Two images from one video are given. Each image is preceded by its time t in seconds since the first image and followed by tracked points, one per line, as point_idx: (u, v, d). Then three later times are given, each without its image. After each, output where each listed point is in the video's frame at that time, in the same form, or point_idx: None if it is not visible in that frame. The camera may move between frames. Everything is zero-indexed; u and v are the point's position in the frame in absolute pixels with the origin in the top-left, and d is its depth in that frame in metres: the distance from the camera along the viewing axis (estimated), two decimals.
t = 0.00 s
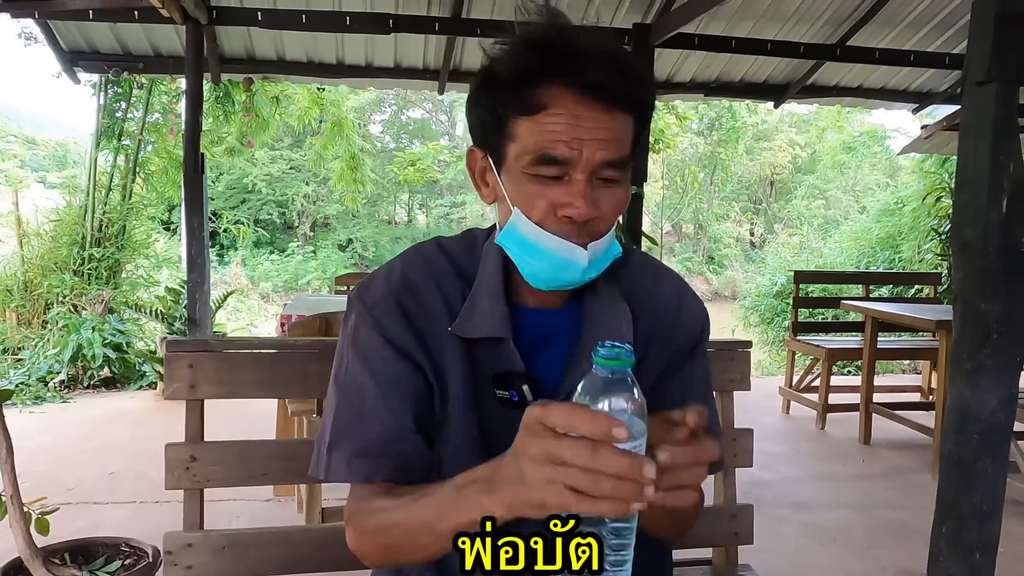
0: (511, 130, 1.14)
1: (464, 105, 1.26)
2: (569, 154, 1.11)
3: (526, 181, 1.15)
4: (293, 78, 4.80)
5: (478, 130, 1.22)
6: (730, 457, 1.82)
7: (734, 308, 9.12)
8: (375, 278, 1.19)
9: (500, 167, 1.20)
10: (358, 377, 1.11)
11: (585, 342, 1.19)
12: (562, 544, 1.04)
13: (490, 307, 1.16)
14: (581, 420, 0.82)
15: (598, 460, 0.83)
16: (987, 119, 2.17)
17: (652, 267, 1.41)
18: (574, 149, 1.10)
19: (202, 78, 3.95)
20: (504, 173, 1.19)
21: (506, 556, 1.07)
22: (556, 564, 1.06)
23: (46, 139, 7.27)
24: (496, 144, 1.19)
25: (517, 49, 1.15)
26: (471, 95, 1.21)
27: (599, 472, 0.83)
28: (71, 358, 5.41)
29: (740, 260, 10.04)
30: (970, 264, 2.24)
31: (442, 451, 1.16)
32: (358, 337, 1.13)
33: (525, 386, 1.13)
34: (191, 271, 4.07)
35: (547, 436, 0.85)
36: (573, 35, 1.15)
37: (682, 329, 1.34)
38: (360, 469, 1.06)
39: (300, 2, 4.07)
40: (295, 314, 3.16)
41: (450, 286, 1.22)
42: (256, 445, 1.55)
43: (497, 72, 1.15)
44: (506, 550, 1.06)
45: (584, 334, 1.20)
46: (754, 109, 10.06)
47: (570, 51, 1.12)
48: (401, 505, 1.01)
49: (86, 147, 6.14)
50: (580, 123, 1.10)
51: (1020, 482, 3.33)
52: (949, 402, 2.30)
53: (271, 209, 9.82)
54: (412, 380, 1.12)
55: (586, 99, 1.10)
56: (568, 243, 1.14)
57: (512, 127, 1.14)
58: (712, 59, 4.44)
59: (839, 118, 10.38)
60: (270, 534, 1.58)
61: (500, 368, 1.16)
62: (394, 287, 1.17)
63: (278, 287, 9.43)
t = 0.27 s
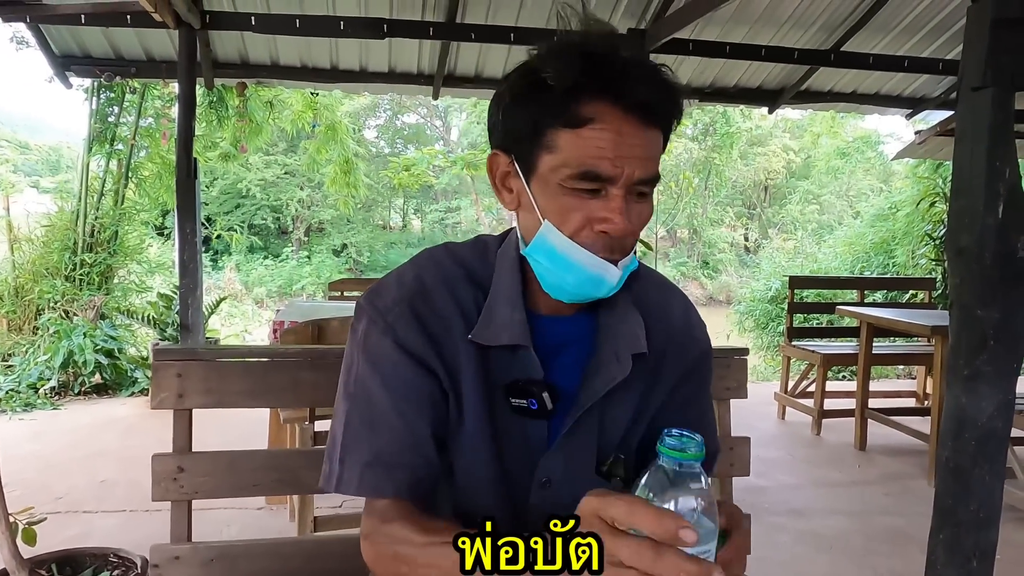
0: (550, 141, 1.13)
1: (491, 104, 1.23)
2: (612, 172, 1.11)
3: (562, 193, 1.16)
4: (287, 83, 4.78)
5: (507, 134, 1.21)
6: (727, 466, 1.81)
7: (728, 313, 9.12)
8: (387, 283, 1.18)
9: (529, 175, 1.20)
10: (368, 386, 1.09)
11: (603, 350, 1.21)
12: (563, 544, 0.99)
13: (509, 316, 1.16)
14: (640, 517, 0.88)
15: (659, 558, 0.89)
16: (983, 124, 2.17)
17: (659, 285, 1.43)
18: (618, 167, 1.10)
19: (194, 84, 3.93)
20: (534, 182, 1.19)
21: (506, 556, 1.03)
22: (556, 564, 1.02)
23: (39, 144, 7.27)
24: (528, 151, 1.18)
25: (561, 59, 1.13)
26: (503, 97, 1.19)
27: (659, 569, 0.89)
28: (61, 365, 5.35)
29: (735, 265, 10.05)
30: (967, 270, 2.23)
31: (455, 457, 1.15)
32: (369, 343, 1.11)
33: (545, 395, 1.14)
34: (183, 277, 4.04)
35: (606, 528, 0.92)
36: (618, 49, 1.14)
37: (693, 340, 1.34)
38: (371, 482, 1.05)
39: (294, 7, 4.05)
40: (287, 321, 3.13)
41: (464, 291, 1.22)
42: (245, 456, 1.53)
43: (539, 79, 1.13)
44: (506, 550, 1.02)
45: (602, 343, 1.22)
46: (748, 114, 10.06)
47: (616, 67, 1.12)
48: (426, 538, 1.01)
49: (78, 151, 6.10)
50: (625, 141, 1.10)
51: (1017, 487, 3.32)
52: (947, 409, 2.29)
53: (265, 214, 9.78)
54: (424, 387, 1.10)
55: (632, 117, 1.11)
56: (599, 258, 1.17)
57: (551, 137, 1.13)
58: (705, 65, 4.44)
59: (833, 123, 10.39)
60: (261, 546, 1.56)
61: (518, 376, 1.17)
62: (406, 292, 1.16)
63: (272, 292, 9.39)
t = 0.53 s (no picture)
0: (572, 144, 1.12)
1: (506, 103, 1.20)
2: (639, 176, 1.10)
3: (585, 197, 1.14)
4: (281, 87, 4.75)
5: (526, 135, 1.18)
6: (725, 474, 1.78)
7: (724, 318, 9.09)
8: (389, 288, 1.15)
9: (546, 178, 1.18)
10: (370, 395, 1.05)
11: (614, 357, 1.19)
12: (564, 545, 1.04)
13: (520, 323, 1.14)
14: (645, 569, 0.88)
15: None
16: (981, 127, 2.15)
17: (665, 289, 1.41)
18: (645, 171, 1.10)
19: (187, 87, 3.89)
20: (554, 185, 1.17)
21: (506, 556, 1.05)
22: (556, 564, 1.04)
23: (34, 149, 7.24)
24: (548, 152, 1.15)
25: (585, 60, 1.12)
26: (522, 97, 1.16)
27: None
28: (52, 371, 5.29)
29: (730, 269, 10.04)
30: (965, 274, 2.21)
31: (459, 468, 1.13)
32: (372, 350, 1.07)
33: (557, 404, 1.12)
34: (175, 282, 3.99)
35: None
36: (642, 52, 1.14)
37: (701, 346, 1.32)
38: (373, 495, 1.01)
39: (288, 10, 4.02)
40: (279, 326, 3.09)
41: (469, 297, 1.19)
42: (230, 466, 1.49)
43: (563, 80, 1.12)
44: (505, 550, 1.04)
45: (613, 350, 1.20)
46: (743, 119, 10.07)
47: (637, 69, 1.12)
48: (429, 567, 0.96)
49: (70, 155, 6.07)
50: (651, 145, 1.10)
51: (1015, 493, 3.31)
52: (945, 415, 2.27)
53: (260, 219, 9.74)
54: (429, 397, 1.07)
55: (656, 120, 1.11)
56: (621, 263, 1.16)
57: (576, 139, 1.11)
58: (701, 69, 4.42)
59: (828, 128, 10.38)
60: (249, 558, 1.54)
61: (529, 384, 1.14)
62: (410, 298, 1.13)
63: (266, 297, 9.35)
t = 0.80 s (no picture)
0: (574, 134, 1.09)
1: (505, 95, 1.19)
2: (642, 168, 1.07)
3: (586, 190, 1.11)
4: (278, 88, 4.71)
5: (525, 127, 1.16)
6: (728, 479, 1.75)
7: (723, 320, 9.06)
8: (383, 288, 1.12)
9: (547, 171, 1.15)
10: (358, 400, 1.04)
11: (615, 358, 1.16)
12: (563, 545, 1.08)
13: (519, 324, 1.11)
14: None
15: None
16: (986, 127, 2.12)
17: (673, 288, 1.37)
18: (648, 163, 1.07)
19: (183, 88, 3.85)
20: (554, 179, 1.14)
21: (506, 556, 1.05)
22: (556, 563, 1.07)
23: (31, 150, 7.21)
24: (548, 144, 1.13)
25: (587, 49, 1.10)
26: (521, 87, 1.14)
27: None
28: (47, 373, 5.22)
29: (729, 272, 10.01)
30: (970, 276, 2.19)
31: (451, 475, 1.10)
32: (363, 353, 1.06)
33: (557, 407, 1.09)
34: (171, 283, 3.95)
35: None
36: (645, 42, 1.12)
37: (710, 346, 1.29)
38: (357, 502, 1.00)
39: (284, 9, 3.99)
40: (275, 328, 3.05)
41: (466, 297, 1.16)
42: (221, 471, 1.46)
43: (563, 69, 1.10)
44: (505, 550, 1.05)
45: (615, 351, 1.17)
46: (741, 121, 10.04)
47: (643, 60, 1.09)
48: None
49: (67, 156, 6.03)
50: (655, 136, 1.07)
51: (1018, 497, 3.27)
52: (950, 418, 2.25)
53: (258, 221, 9.70)
54: (419, 402, 1.05)
55: (660, 111, 1.08)
56: (624, 259, 1.13)
57: (576, 130, 1.09)
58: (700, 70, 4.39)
59: (827, 130, 10.35)
60: (240, 565, 1.50)
61: (529, 387, 1.11)
62: (403, 300, 1.11)
63: (265, 299, 9.33)
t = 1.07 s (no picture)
0: (560, 133, 1.09)
1: (497, 93, 1.19)
2: (628, 166, 1.06)
3: (573, 188, 1.11)
4: (278, 88, 4.71)
5: (514, 124, 1.17)
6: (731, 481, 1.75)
7: (723, 321, 9.05)
8: (377, 290, 1.11)
9: (535, 169, 1.15)
10: (350, 404, 1.03)
11: (613, 359, 1.15)
12: (563, 545, 1.08)
13: (515, 326, 1.11)
14: None
15: None
16: (988, 126, 2.12)
17: (672, 291, 1.36)
18: (634, 160, 1.06)
19: (182, 87, 3.84)
20: (543, 176, 1.14)
21: (506, 556, 1.07)
22: (556, 564, 1.08)
23: (30, 150, 7.20)
24: (536, 143, 1.13)
25: (574, 46, 1.10)
26: (510, 84, 1.15)
27: None
28: (45, 373, 5.21)
29: (728, 272, 9.99)
30: (972, 276, 2.18)
31: (445, 479, 1.08)
32: (356, 356, 1.05)
33: (555, 409, 1.08)
34: (170, 284, 3.94)
35: None
36: (634, 38, 1.11)
37: (709, 350, 1.28)
38: (348, 508, 1.00)
39: (283, 9, 3.98)
40: (274, 329, 3.04)
41: (462, 299, 1.15)
42: (219, 473, 1.45)
43: (550, 66, 1.10)
44: (505, 550, 1.06)
45: (613, 352, 1.16)
46: (740, 122, 10.02)
47: (631, 55, 1.09)
48: None
49: (66, 156, 6.02)
50: (642, 133, 1.06)
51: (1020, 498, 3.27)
52: (952, 419, 2.24)
53: (257, 221, 9.69)
54: (412, 407, 1.04)
55: (647, 107, 1.07)
56: (612, 258, 1.12)
57: (562, 127, 1.09)
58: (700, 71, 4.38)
59: (826, 130, 10.36)
60: (238, 568, 1.49)
61: (525, 389, 1.11)
62: (398, 302, 1.10)
63: (264, 299, 9.33)
